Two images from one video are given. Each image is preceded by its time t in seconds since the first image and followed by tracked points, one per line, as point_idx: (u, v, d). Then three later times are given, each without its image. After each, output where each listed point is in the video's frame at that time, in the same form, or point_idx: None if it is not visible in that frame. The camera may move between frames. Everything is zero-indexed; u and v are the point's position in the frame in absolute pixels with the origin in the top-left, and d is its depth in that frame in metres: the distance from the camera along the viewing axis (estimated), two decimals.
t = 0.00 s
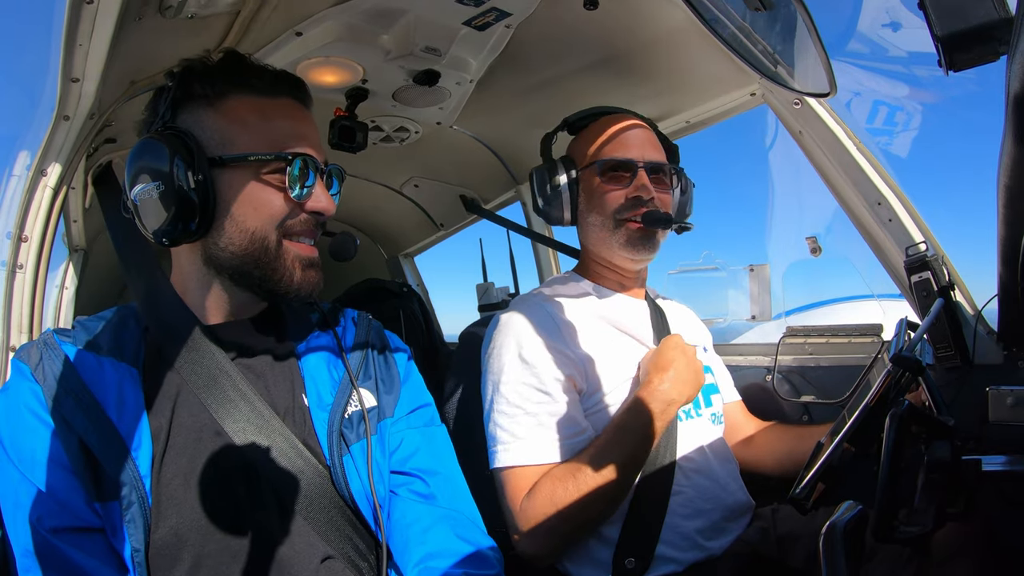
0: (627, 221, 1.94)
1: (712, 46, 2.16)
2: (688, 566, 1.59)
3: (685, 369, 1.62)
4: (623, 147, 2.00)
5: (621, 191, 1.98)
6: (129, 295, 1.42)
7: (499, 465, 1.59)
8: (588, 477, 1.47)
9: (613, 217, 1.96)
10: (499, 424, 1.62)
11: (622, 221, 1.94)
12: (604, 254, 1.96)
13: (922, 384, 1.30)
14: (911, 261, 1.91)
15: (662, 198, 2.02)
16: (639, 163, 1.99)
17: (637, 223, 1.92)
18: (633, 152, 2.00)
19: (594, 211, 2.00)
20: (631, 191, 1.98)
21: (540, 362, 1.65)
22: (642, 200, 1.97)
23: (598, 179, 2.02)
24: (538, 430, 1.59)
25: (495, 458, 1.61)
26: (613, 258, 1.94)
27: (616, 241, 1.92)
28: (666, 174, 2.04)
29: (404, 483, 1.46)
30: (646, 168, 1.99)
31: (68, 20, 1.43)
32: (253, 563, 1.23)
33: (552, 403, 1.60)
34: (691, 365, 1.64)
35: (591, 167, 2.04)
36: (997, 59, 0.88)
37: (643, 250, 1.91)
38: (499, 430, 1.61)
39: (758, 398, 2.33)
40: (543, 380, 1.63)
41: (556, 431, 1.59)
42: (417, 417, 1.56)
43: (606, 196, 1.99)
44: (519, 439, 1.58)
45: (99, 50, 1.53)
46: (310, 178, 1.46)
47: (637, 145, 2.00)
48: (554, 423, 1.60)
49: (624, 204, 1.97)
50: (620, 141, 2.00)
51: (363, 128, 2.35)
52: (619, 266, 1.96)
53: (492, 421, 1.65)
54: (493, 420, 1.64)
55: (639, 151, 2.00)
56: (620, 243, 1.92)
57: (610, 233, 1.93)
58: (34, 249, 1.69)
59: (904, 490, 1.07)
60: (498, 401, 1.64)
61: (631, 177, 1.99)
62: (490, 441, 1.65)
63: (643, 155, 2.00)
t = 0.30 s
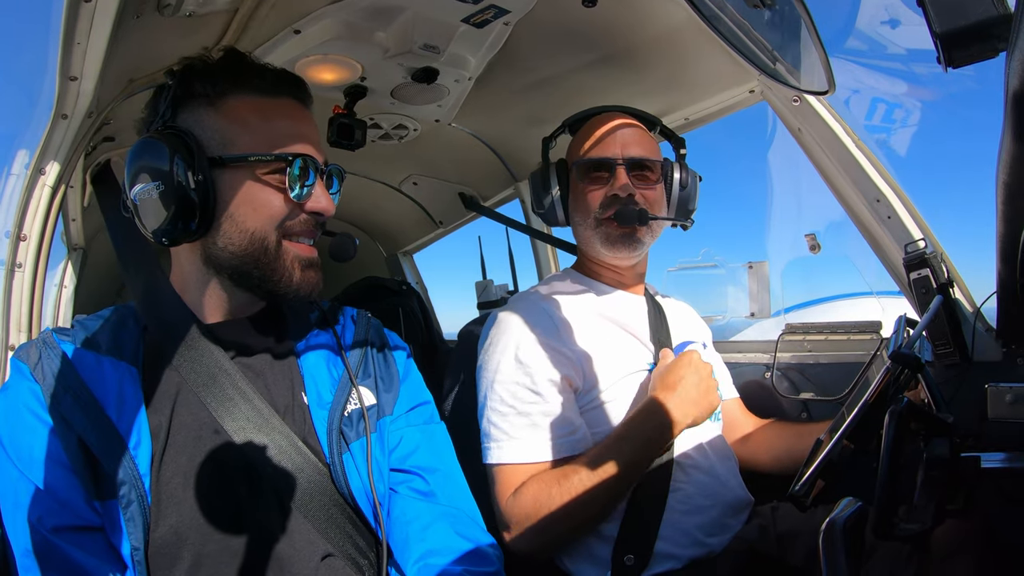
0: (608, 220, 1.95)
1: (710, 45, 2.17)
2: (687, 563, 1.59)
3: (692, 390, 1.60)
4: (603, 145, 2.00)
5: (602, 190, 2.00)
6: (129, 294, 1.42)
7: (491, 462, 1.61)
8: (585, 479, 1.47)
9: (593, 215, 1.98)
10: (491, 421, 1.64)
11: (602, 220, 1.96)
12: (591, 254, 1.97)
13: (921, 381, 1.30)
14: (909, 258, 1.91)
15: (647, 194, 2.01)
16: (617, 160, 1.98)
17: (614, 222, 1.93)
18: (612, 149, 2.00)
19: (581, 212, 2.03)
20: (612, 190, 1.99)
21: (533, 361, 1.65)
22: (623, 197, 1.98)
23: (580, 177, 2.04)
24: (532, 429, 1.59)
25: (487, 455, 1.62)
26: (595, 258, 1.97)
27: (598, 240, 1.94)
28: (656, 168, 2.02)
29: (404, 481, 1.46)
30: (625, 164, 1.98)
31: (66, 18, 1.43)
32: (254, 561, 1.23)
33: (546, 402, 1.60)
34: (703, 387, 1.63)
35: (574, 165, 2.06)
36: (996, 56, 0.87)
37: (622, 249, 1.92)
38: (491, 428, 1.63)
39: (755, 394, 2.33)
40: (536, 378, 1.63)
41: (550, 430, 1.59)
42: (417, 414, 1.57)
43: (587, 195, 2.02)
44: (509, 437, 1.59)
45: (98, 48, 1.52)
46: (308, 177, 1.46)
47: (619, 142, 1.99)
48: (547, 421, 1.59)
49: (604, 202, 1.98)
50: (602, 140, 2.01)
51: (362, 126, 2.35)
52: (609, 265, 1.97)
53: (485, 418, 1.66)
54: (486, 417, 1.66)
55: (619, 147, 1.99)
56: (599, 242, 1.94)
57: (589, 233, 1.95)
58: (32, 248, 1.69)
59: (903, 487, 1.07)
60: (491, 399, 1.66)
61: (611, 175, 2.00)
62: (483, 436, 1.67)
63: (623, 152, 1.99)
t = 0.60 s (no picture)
0: (608, 216, 1.95)
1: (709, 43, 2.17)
2: (684, 560, 1.60)
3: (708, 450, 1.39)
4: (603, 141, 2.00)
5: (601, 185, 2.00)
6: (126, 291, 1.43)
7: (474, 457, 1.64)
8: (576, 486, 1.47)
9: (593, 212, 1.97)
10: (477, 417, 1.65)
11: (601, 216, 1.95)
12: (591, 250, 1.97)
13: (919, 380, 1.31)
14: (909, 257, 1.91)
15: (647, 190, 2.01)
16: (617, 156, 1.98)
17: (615, 218, 1.93)
18: (612, 145, 2.00)
19: (580, 208, 2.02)
20: (612, 186, 1.98)
21: (523, 360, 1.66)
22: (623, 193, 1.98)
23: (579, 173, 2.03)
24: (513, 430, 1.60)
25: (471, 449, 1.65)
26: (596, 255, 1.97)
27: (599, 237, 1.94)
28: (655, 164, 2.02)
29: (400, 476, 1.46)
30: (625, 161, 1.98)
31: (64, 16, 1.42)
32: (251, 558, 1.24)
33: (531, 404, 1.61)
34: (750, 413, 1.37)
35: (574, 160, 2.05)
36: (996, 55, 0.87)
37: (623, 246, 1.92)
38: (476, 424, 1.64)
39: (755, 393, 2.33)
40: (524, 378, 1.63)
41: (531, 433, 1.60)
42: (413, 410, 1.56)
43: (586, 191, 2.01)
44: (493, 434, 1.61)
45: (97, 46, 1.52)
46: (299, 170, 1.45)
47: (619, 138, 1.99)
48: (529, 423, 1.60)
49: (604, 198, 1.98)
50: (602, 136, 2.00)
51: (361, 124, 2.34)
52: (608, 262, 1.97)
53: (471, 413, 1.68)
54: (472, 412, 1.67)
55: (619, 143, 1.99)
56: (599, 239, 1.94)
57: (590, 229, 1.94)
58: (31, 246, 1.69)
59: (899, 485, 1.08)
60: (477, 395, 1.67)
61: (611, 170, 2.00)
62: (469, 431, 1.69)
63: (623, 148, 1.99)
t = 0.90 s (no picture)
0: (597, 211, 1.96)
1: (710, 43, 2.16)
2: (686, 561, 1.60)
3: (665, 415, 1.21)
4: (589, 139, 2.01)
5: (589, 181, 2.00)
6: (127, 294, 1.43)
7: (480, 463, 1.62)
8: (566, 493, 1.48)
9: (582, 209, 1.99)
10: (481, 425, 1.64)
11: (590, 212, 1.97)
12: (582, 248, 1.99)
13: (921, 380, 1.31)
14: (910, 257, 1.91)
15: (636, 182, 1.99)
16: (603, 151, 1.98)
17: (602, 213, 1.94)
18: (598, 141, 2.00)
19: (571, 206, 2.04)
20: (600, 181, 1.98)
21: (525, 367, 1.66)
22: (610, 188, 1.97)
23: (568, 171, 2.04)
24: (517, 436, 1.60)
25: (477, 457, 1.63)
26: (588, 253, 1.97)
27: (588, 233, 1.96)
28: (645, 157, 2.00)
29: (401, 479, 1.47)
30: (611, 155, 1.97)
31: (65, 18, 1.42)
32: (253, 561, 1.24)
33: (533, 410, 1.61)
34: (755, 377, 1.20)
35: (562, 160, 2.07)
36: (998, 55, 0.87)
37: (611, 241, 1.93)
38: (480, 431, 1.63)
39: (755, 393, 2.33)
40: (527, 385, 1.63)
41: (534, 440, 1.59)
42: (414, 412, 1.56)
43: (575, 187, 2.03)
44: (499, 442, 1.60)
45: (98, 48, 1.52)
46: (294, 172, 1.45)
47: (604, 135, 1.99)
48: (533, 429, 1.60)
49: (592, 193, 1.99)
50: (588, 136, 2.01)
51: (362, 125, 2.34)
52: (601, 259, 1.97)
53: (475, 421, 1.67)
54: (477, 420, 1.66)
55: (603, 139, 1.99)
56: (589, 236, 1.95)
57: (579, 226, 1.97)
58: (32, 247, 1.69)
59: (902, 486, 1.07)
60: (481, 404, 1.66)
61: (598, 165, 1.99)
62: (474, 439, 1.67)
63: (608, 143, 1.98)
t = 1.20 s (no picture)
0: (586, 218, 1.96)
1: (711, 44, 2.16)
2: (687, 562, 1.60)
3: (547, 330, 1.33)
4: (575, 147, 2.03)
5: (574, 188, 2.01)
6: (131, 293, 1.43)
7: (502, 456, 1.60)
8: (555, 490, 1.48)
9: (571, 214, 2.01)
10: (496, 419, 1.63)
11: (580, 220, 1.98)
12: (579, 254, 2.00)
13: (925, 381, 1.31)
14: (910, 259, 1.90)
15: (623, 189, 1.99)
16: (588, 159, 1.98)
17: (590, 220, 1.95)
18: (585, 150, 2.01)
19: (563, 213, 2.05)
20: (586, 188, 1.98)
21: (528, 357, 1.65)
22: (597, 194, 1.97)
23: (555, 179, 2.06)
24: (531, 424, 1.58)
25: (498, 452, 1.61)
26: (583, 256, 1.98)
27: (580, 239, 1.96)
28: (631, 160, 1.99)
29: (405, 479, 1.46)
30: (596, 162, 1.97)
31: (69, 18, 1.43)
32: (257, 560, 1.24)
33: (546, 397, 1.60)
34: (637, 316, 1.34)
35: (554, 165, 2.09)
36: (999, 56, 0.87)
37: (602, 246, 1.93)
38: (496, 426, 1.63)
39: (757, 394, 2.31)
40: (533, 374, 1.63)
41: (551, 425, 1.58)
42: (418, 413, 1.57)
43: (564, 196, 2.04)
44: (515, 432, 1.58)
45: (100, 48, 1.53)
46: (303, 173, 1.45)
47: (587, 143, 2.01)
48: (543, 416, 1.59)
49: (580, 201, 1.99)
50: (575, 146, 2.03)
51: (364, 126, 2.35)
52: (597, 264, 1.97)
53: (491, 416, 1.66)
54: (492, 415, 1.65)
55: (591, 146, 2.01)
56: (580, 240, 1.96)
57: (572, 232, 1.98)
58: (34, 247, 1.69)
59: (904, 487, 1.07)
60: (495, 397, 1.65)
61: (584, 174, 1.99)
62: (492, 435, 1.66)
63: (593, 151, 2.00)
